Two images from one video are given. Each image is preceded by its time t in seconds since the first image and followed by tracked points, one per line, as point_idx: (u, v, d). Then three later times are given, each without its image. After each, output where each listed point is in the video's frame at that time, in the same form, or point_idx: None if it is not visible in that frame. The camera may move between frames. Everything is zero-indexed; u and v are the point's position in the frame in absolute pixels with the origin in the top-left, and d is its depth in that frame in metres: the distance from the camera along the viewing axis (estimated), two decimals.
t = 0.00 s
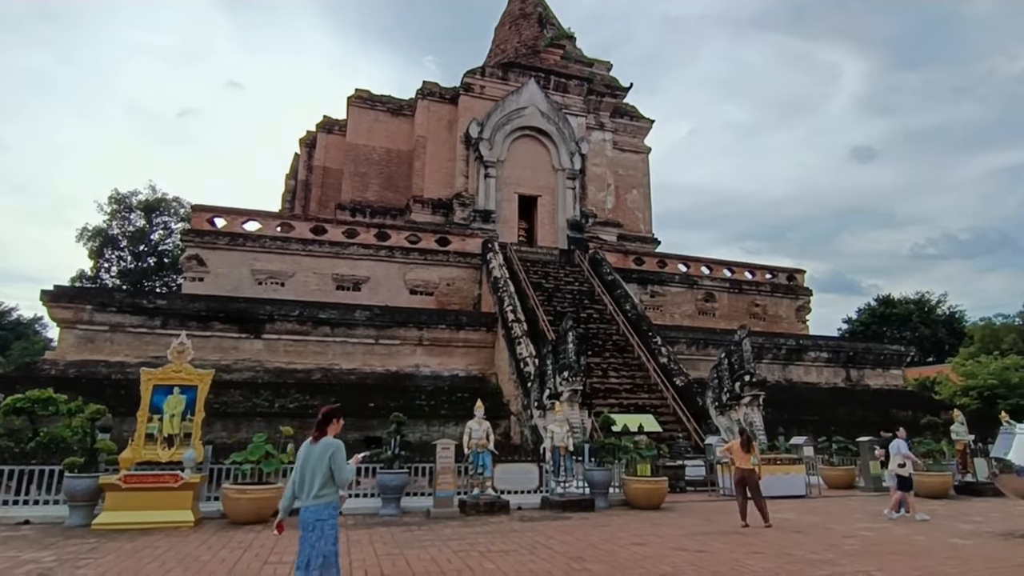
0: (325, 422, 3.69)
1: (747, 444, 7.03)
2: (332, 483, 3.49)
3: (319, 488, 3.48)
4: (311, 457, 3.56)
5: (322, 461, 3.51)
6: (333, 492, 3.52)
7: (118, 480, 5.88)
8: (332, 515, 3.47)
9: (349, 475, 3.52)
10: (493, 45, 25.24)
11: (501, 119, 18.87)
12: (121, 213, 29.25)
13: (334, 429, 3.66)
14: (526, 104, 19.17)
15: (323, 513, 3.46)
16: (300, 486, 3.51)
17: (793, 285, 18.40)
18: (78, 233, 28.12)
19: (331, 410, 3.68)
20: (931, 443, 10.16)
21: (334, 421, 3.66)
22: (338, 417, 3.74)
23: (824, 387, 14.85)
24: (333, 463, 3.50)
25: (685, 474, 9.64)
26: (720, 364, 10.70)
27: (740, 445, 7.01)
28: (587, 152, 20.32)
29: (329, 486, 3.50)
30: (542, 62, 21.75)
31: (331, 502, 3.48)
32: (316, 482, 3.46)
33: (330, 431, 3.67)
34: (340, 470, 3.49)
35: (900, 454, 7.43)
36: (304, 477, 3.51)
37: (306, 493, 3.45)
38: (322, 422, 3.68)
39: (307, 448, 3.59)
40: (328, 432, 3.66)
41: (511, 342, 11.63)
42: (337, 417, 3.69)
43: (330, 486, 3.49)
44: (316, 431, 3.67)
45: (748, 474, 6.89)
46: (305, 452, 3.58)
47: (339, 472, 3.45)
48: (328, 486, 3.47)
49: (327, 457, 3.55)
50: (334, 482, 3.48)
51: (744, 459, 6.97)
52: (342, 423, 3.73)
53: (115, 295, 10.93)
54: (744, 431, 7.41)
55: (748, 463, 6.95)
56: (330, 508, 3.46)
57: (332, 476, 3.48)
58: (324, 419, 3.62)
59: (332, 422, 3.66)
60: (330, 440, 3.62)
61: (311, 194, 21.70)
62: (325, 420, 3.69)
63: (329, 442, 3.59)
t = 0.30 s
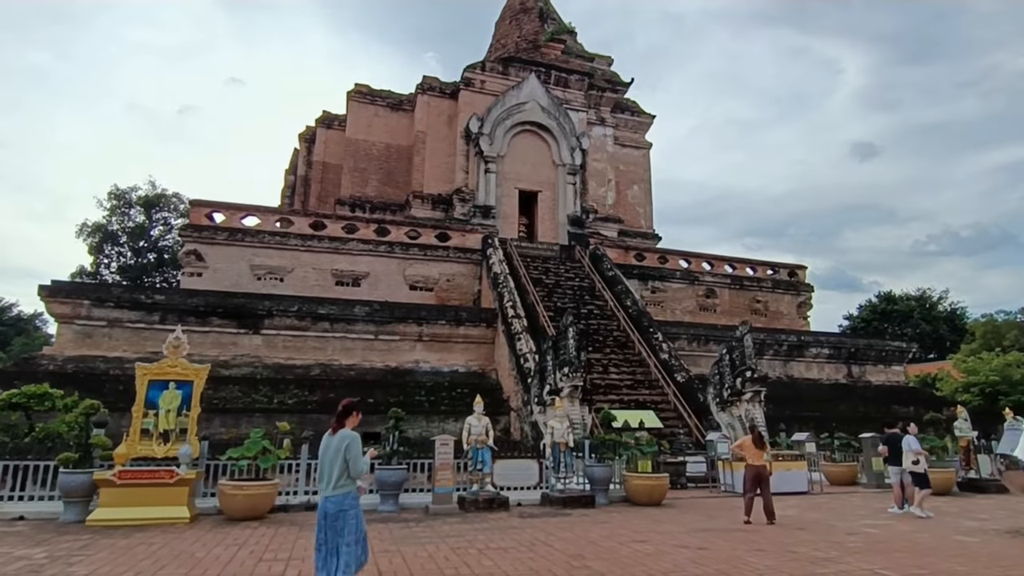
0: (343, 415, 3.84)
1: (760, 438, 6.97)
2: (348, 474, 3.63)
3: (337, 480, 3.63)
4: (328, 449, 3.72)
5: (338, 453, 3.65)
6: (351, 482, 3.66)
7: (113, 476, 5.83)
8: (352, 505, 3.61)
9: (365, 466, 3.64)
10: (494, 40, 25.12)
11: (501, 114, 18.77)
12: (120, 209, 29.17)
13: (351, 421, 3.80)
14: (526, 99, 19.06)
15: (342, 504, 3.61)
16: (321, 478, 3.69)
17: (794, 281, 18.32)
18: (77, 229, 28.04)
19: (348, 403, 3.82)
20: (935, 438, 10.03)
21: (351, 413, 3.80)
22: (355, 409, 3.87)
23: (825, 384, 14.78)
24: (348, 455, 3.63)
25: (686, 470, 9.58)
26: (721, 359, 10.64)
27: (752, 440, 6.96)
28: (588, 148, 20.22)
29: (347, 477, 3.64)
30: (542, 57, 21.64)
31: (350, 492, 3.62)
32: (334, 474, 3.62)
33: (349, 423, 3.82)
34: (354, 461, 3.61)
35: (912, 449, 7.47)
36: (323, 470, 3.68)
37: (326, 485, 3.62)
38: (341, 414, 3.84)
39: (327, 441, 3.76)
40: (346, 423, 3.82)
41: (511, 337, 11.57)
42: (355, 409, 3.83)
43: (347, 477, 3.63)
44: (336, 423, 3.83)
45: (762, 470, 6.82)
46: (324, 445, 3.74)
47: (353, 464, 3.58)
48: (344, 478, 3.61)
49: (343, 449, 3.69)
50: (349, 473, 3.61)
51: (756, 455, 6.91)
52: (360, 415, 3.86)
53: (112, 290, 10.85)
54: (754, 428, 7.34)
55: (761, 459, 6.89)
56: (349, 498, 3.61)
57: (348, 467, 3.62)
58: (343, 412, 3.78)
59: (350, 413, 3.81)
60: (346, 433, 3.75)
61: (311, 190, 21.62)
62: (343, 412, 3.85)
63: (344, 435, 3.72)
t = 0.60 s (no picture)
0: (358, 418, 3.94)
1: (763, 438, 6.92)
2: (363, 477, 3.69)
3: (352, 483, 3.70)
4: (344, 453, 3.81)
5: (354, 456, 3.73)
6: (367, 486, 3.72)
7: (101, 479, 5.74)
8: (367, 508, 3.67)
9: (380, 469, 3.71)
10: (489, 38, 25.04)
11: (496, 112, 18.69)
12: (114, 209, 28.99)
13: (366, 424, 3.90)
14: (522, 97, 18.99)
15: (358, 507, 3.67)
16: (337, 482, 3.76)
17: (790, 280, 18.30)
18: (71, 229, 27.89)
19: (362, 407, 3.93)
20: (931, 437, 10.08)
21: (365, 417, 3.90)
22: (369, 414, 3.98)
23: (821, 382, 14.76)
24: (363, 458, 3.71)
25: (683, 469, 9.53)
26: (717, 358, 10.59)
27: (755, 440, 6.92)
28: (584, 146, 20.16)
29: (362, 481, 3.70)
30: (538, 56, 21.58)
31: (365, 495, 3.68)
32: (350, 476, 3.69)
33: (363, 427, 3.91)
34: (369, 464, 3.69)
35: (919, 447, 7.51)
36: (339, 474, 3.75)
37: (341, 488, 3.68)
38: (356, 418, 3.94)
39: (343, 445, 3.85)
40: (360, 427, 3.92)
41: (507, 336, 11.50)
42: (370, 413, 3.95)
43: (362, 481, 3.70)
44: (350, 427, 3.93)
45: (766, 469, 6.78)
46: (339, 449, 3.82)
47: (368, 466, 3.66)
48: (360, 480, 3.68)
49: (359, 452, 3.77)
50: (365, 476, 3.68)
51: (760, 454, 6.87)
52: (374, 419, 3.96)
53: (104, 290, 10.74)
54: (755, 426, 7.29)
55: (764, 458, 6.85)
56: (364, 501, 3.66)
57: (364, 471, 3.68)
58: (359, 415, 3.88)
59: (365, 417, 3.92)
60: (361, 437, 3.84)
61: (305, 189, 21.51)
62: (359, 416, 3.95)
63: (360, 438, 3.81)
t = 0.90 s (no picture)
0: (375, 427, 4.12)
1: (762, 443, 6.87)
2: (384, 484, 3.87)
3: (373, 491, 3.86)
4: (363, 461, 3.97)
5: (374, 465, 3.90)
6: (387, 493, 3.89)
7: (90, 494, 5.64)
8: (389, 514, 3.82)
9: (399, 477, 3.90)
10: (482, 47, 25.10)
11: (490, 120, 18.69)
12: (108, 222, 28.87)
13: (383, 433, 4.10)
14: (516, 105, 19.01)
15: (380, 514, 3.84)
16: (357, 490, 3.91)
17: (786, 283, 18.28)
18: (64, 243, 27.75)
19: (379, 417, 4.11)
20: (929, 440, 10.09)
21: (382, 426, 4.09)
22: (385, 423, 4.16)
23: (819, 385, 14.71)
24: (383, 467, 3.89)
25: (683, 475, 9.45)
26: (715, 363, 10.54)
27: (754, 445, 6.87)
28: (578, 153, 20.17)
29: (382, 488, 3.87)
30: (530, 64, 21.63)
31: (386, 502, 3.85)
32: (370, 485, 3.85)
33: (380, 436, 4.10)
34: (390, 471, 3.87)
35: (930, 451, 7.29)
36: (359, 482, 3.91)
37: (362, 496, 3.84)
38: (372, 427, 4.12)
39: (361, 454, 4.01)
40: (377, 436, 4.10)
41: (503, 344, 11.43)
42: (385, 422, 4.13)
43: (382, 488, 3.87)
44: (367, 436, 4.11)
45: (767, 474, 6.69)
46: (357, 460, 3.99)
47: (388, 474, 3.83)
48: (381, 488, 3.85)
49: (378, 461, 3.94)
50: (385, 484, 3.86)
51: (759, 459, 6.83)
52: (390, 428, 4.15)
53: (97, 303, 10.63)
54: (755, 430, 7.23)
55: (764, 463, 6.80)
56: (386, 508, 3.82)
57: (384, 479, 3.86)
58: (376, 425, 4.06)
59: (381, 426, 4.10)
60: (379, 446, 4.01)
61: (299, 200, 21.44)
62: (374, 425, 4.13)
63: (378, 447, 3.99)
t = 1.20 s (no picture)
0: (385, 445, 4.12)
1: (763, 462, 6.76)
2: (392, 505, 3.87)
3: (381, 512, 3.86)
4: (371, 480, 3.96)
5: (384, 484, 3.91)
6: (394, 515, 3.89)
7: (75, 518, 5.51)
8: (393, 537, 3.83)
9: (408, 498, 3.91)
10: (479, 68, 25.33)
11: (487, 139, 18.76)
12: (108, 242, 28.86)
13: (393, 453, 4.10)
14: (513, 124, 19.10)
15: (384, 536, 3.83)
16: (364, 509, 3.90)
17: (785, 299, 18.21)
18: (64, 263, 27.73)
19: (392, 436, 4.12)
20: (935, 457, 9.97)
21: (393, 446, 4.10)
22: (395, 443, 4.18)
23: (820, 403, 14.57)
24: (394, 487, 3.89)
25: (684, 496, 9.30)
26: (715, 380, 10.43)
27: (755, 463, 6.75)
28: (575, 171, 20.22)
29: (389, 509, 3.87)
30: (528, 84, 21.79)
31: (392, 524, 3.85)
32: (379, 505, 3.85)
33: (389, 456, 4.10)
34: (400, 492, 3.87)
35: (947, 467, 7.26)
36: (366, 501, 3.90)
37: (369, 515, 3.84)
38: (383, 444, 4.12)
39: (370, 472, 4.00)
40: (386, 455, 4.09)
41: (501, 362, 11.32)
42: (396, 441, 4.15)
43: (390, 509, 3.87)
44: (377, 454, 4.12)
45: (768, 493, 6.54)
46: (367, 476, 3.98)
47: (399, 495, 3.84)
48: (389, 509, 3.85)
49: (387, 481, 3.94)
50: (394, 504, 3.86)
51: (761, 479, 6.69)
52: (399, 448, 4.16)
53: (91, 322, 10.54)
54: (757, 448, 7.10)
55: (767, 482, 6.65)
56: (391, 530, 3.83)
57: (393, 499, 3.87)
58: (387, 444, 4.08)
59: (393, 445, 4.11)
60: (389, 465, 4.01)
61: (297, 219, 21.45)
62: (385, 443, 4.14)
63: (389, 467, 3.98)
